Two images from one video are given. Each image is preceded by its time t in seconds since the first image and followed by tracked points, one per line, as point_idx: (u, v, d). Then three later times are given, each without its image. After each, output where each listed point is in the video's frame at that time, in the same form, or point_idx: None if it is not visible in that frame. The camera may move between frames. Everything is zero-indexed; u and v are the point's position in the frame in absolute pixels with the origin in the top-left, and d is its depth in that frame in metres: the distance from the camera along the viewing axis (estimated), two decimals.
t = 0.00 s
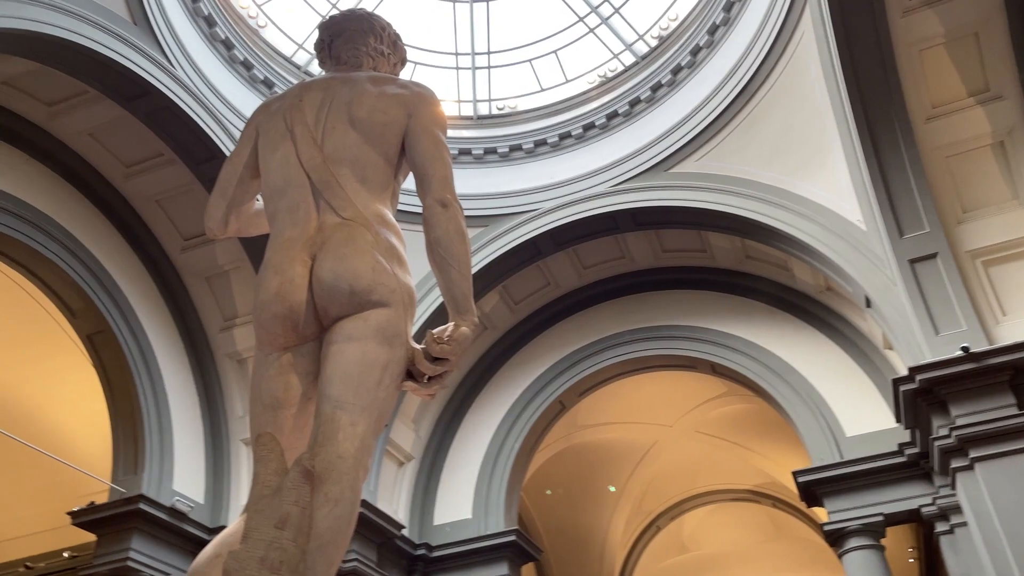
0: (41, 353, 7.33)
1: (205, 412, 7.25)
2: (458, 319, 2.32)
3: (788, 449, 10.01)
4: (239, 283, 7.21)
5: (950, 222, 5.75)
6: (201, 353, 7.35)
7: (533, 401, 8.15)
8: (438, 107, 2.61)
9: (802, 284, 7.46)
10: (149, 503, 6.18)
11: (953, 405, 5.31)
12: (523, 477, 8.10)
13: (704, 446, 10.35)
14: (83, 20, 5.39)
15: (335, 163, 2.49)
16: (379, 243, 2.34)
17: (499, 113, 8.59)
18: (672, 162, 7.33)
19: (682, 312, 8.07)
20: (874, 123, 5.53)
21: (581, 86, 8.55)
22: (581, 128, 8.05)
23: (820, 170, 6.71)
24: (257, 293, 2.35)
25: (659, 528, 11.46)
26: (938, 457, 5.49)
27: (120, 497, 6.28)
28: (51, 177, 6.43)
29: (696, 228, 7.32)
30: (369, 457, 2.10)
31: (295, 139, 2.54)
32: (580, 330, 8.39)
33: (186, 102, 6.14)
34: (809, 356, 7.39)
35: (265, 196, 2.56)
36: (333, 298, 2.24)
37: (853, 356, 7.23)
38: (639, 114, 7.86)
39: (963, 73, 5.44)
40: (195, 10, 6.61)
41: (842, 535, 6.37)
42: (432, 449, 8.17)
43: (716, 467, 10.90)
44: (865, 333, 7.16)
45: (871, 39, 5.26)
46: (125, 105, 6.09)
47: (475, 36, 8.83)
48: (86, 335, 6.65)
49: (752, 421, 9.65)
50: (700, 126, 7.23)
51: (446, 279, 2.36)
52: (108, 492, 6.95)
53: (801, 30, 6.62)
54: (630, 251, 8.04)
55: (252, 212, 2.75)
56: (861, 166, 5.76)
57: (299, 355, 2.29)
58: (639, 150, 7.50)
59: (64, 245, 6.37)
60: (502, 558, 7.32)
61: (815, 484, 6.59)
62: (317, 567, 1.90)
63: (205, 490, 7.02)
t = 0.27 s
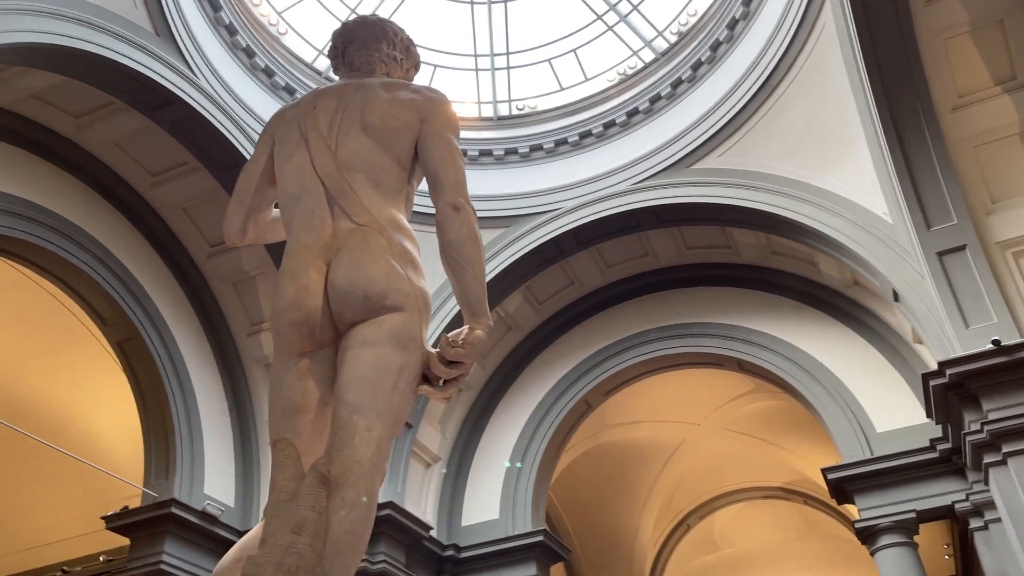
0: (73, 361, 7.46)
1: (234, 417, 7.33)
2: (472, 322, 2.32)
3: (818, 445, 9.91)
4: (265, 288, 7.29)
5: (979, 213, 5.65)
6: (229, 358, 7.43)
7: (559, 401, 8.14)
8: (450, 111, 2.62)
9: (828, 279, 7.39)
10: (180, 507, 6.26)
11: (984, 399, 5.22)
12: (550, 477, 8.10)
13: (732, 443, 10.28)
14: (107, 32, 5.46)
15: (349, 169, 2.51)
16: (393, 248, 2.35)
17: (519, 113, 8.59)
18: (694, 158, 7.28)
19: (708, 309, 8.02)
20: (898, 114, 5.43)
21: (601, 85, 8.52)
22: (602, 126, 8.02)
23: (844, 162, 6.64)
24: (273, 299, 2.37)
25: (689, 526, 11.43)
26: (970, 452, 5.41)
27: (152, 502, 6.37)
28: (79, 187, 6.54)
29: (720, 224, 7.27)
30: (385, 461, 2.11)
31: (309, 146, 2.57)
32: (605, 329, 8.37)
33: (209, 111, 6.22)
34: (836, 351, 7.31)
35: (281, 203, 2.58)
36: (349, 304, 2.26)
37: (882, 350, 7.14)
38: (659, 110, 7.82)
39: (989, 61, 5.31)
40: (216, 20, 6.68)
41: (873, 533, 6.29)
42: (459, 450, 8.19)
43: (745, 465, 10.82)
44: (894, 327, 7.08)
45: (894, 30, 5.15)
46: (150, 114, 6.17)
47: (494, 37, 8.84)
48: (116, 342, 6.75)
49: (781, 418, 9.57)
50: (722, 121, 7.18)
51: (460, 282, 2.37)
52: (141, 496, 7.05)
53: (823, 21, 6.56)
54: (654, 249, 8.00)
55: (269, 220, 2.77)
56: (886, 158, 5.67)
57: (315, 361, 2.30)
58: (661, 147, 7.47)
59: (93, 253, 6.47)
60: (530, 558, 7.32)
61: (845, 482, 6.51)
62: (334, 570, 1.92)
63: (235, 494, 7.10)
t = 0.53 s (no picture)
0: (92, 367, 7.54)
1: (251, 419, 7.38)
2: (478, 323, 2.33)
3: (836, 439, 9.86)
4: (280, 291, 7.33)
5: (994, 202, 5.60)
6: (246, 362, 7.48)
7: (574, 398, 8.14)
8: (454, 113, 2.63)
9: (842, 272, 7.35)
10: (199, 510, 6.31)
11: (1002, 391, 5.18)
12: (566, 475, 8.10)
13: (750, 438, 10.24)
14: (118, 40, 5.51)
15: (354, 173, 2.52)
16: (398, 250, 2.36)
17: (529, 112, 8.59)
18: (705, 153, 7.25)
19: (722, 304, 8.00)
20: (910, 106, 5.35)
21: (611, 81, 8.50)
22: (612, 123, 8.00)
23: (856, 155, 6.60)
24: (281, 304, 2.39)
25: (707, 522, 11.40)
26: (988, 444, 5.37)
27: (172, 505, 6.43)
28: (94, 195, 6.60)
29: (732, 218, 7.24)
30: (393, 463, 2.13)
31: (314, 151, 2.58)
32: (618, 325, 8.36)
33: (220, 116, 6.26)
34: (852, 344, 7.27)
35: (288, 208, 2.60)
36: (355, 307, 2.27)
37: (898, 343, 7.09)
38: (669, 106, 7.79)
39: (1002, 49, 5.20)
40: (226, 25, 6.72)
41: (892, 526, 6.25)
42: (475, 449, 8.21)
43: (763, 460, 10.78)
44: (909, 319, 7.04)
45: (904, 23, 5.06)
46: (162, 121, 6.22)
47: (502, 36, 8.85)
48: (133, 347, 6.82)
49: (798, 412, 9.53)
50: (733, 115, 7.15)
51: (466, 284, 2.38)
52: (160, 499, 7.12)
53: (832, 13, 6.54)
54: (666, 245, 7.98)
55: (277, 224, 2.79)
56: (899, 149, 5.59)
57: (323, 364, 2.32)
58: (671, 142, 7.44)
59: (109, 260, 6.54)
60: (548, 556, 7.33)
61: (862, 475, 6.47)
62: (343, 572, 1.93)
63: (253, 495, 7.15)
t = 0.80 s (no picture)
0: (110, 370, 7.61)
1: (268, 420, 7.43)
2: (486, 322, 2.34)
3: (854, 432, 9.80)
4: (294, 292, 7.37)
5: (1009, 191, 5.50)
6: (262, 363, 7.52)
7: (589, 395, 8.13)
8: (459, 112, 2.64)
9: (857, 263, 7.30)
10: (218, 510, 6.36)
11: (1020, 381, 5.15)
12: (583, 471, 8.10)
13: (767, 432, 10.19)
14: (129, 46, 5.55)
15: (361, 174, 2.54)
16: (405, 250, 2.38)
17: (539, 109, 8.58)
18: (717, 146, 7.21)
19: (736, 298, 7.97)
20: (924, 97, 5.12)
21: (621, 76, 8.47)
22: (623, 118, 7.97)
23: (869, 145, 6.55)
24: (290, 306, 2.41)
25: (725, 516, 11.36)
26: (1006, 435, 5.35)
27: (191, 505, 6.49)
28: (109, 199, 6.66)
29: (746, 211, 7.21)
30: (403, 462, 2.14)
31: (321, 153, 2.60)
32: (632, 321, 8.35)
33: (231, 119, 6.30)
34: (868, 336, 7.22)
35: (296, 210, 2.62)
36: (363, 307, 2.29)
37: (914, 334, 7.05)
38: (680, 100, 7.76)
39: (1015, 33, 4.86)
40: (236, 29, 6.76)
41: (911, 519, 6.21)
42: (491, 446, 8.23)
43: (781, 454, 10.73)
44: (925, 309, 7.00)
45: (919, 19, 4.81)
46: (175, 126, 6.26)
47: (511, 34, 8.84)
48: (150, 350, 6.87)
49: (815, 405, 9.48)
50: (745, 107, 7.11)
51: (474, 282, 2.39)
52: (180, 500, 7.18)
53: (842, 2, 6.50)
54: (679, 239, 7.96)
55: (286, 226, 2.81)
56: (912, 140, 5.42)
57: (333, 365, 2.34)
58: (683, 136, 7.41)
59: (125, 264, 6.59)
60: (565, 552, 7.33)
61: (880, 468, 6.42)
62: (354, 571, 1.95)
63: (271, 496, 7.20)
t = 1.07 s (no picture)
0: (129, 372, 7.67)
1: (285, 419, 7.46)
2: (496, 318, 2.33)
3: (873, 424, 9.73)
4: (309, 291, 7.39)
5: None
6: (278, 363, 7.55)
7: (605, 390, 8.11)
8: (466, 109, 2.63)
9: (874, 253, 7.24)
10: (237, 509, 6.40)
11: None
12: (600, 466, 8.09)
13: (785, 425, 10.13)
14: (141, 49, 5.58)
15: (369, 172, 2.53)
16: (414, 248, 2.37)
17: (551, 104, 8.56)
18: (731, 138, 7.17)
19: (752, 291, 7.92)
20: (939, 84, 5.07)
21: (632, 70, 8.42)
22: (634, 112, 7.94)
23: (884, 134, 6.49)
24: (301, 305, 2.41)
25: (745, 510, 11.31)
26: None
27: (210, 505, 6.53)
28: (125, 202, 6.70)
29: (760, 204, 7.16)
30: (415, 459, 2.14)
31: (329, 152, 2.60)
32: (648, 315, 8.32)
33: (243, 120, 6.32)
34: (886, 327, 7.16)
35: (306, 209, 2.62)
36: (373, 306, 2.29)
37: (933, 325, 6.98)
38: (692, 92, 7.71)
39: None
40: (246, 30, 6.78)
41: (932, 511, 6.15)
42: (508, 442, 8.23)
43: (800, 447, 10.67)
44: (944, 299, 6.93)
45: (932, 4, 4.77)
46: (188, 128, 6.30)
47: (522, 29, 8.82)
48: (168, 351, 6.93)
49: (834, 398, 9.41)
50: (757, 98, 7.06)
51: (484, 279, 2.38)
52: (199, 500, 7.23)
53: None
54: (694, 233, 7.92)
55: (296, 226, 2.82)
56: (928, 128, 5.35)
57: (344, 363, 2.34)
58: (695, 129, 7.38)
59: (141, 266, 6.64)
60: (584, 548, 7.32)
61: (900, 460, 6.36)
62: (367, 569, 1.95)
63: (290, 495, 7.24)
